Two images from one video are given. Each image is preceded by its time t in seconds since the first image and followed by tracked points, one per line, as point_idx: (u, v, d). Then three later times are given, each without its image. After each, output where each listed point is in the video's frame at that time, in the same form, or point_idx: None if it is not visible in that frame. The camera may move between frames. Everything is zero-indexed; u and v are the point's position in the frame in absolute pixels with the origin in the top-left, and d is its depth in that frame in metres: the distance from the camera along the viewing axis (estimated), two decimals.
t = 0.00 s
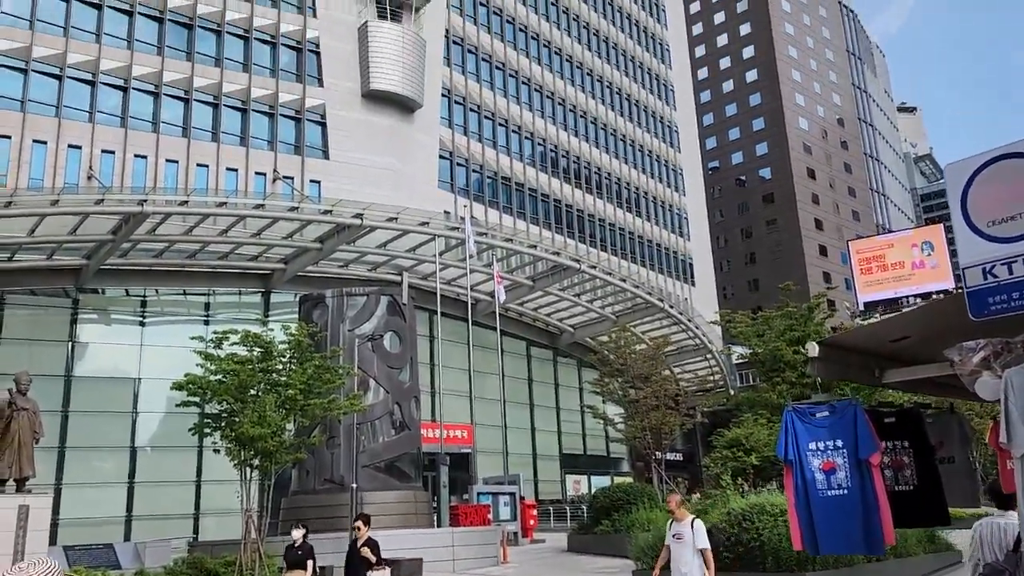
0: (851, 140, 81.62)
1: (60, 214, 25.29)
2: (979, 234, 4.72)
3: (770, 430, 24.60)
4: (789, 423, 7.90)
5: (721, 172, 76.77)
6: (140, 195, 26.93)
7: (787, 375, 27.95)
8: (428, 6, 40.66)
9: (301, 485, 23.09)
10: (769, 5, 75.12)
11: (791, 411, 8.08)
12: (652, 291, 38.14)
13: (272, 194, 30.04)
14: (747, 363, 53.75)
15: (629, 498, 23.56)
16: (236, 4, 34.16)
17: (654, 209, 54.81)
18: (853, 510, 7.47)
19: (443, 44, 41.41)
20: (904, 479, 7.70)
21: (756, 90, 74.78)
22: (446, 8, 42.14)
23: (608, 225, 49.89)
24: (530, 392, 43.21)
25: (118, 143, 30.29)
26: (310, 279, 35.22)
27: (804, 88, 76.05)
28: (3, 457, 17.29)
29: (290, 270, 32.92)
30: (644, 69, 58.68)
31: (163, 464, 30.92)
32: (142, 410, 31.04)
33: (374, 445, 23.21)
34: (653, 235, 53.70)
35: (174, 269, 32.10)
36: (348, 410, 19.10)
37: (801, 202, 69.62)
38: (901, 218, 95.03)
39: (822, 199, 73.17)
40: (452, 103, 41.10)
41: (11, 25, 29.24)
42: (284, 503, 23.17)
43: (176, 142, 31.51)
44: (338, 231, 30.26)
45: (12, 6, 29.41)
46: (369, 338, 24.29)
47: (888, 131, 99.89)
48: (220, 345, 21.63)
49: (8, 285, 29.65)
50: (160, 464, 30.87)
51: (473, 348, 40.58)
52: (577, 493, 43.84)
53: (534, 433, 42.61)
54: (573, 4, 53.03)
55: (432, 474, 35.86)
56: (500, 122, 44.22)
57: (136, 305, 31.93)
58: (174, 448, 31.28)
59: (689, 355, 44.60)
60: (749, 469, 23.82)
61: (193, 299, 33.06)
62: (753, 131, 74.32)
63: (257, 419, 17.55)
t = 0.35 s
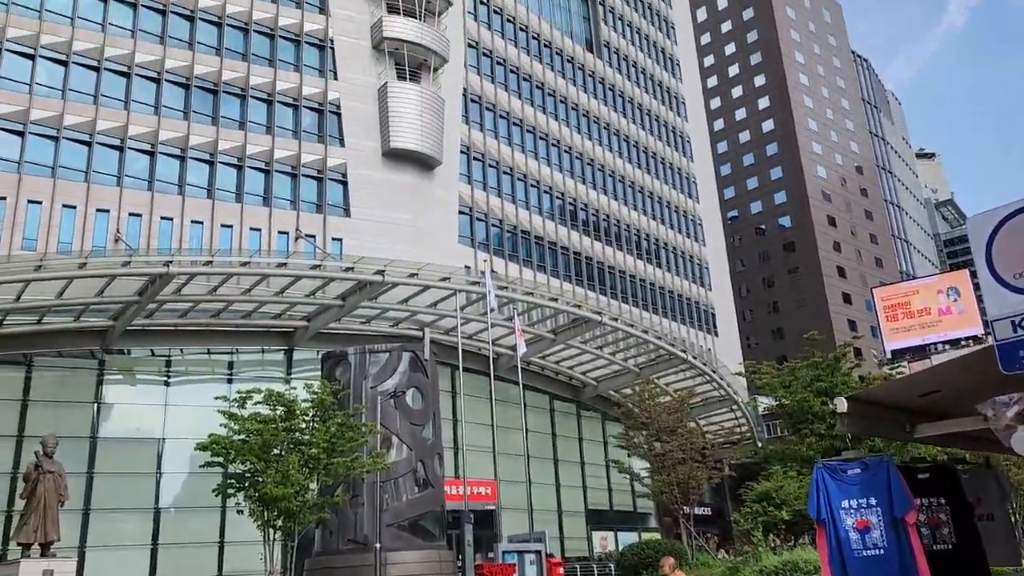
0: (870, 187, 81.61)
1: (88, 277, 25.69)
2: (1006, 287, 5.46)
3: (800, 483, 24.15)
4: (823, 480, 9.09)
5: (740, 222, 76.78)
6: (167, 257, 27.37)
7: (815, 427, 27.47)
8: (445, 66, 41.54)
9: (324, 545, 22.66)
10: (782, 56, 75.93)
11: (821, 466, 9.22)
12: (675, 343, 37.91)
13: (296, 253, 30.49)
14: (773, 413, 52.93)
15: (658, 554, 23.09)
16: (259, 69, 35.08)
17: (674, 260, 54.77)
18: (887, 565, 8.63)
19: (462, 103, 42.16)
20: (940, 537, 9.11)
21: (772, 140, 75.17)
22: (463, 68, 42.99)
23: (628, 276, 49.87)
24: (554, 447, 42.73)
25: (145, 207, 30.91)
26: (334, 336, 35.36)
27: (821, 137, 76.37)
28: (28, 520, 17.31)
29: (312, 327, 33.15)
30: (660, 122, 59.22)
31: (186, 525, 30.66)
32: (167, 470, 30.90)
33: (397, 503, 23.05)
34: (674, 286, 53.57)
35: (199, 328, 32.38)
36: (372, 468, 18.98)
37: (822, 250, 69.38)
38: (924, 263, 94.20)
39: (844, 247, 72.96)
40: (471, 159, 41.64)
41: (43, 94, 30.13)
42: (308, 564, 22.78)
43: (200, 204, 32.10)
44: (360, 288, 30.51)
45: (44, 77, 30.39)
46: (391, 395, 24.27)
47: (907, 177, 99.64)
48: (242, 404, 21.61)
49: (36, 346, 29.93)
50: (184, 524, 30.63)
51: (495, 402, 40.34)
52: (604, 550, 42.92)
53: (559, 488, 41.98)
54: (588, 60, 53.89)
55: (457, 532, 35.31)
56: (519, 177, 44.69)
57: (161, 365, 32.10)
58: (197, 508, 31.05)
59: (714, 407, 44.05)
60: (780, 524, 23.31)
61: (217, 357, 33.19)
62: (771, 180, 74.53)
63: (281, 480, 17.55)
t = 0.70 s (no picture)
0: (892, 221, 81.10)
1: (114, 327, 25.94)
2: None
3: (833, 524, 23.62)
4: (858, 526, 10.22)
5: (761, 258, 76.41)
6: (192, 306, 27.66)
7: (846, 467, 26.94)
8: (464, 111, 42.11)
9: None
10: (799, 93, 76.22)
11: (856, 510, 10.45)
12: (700, 382, 37.54)
13: (319, 300, 30.72)
14: (802, 452, 52.01)
15: None
16: (281, 119, 35.74)
17: (696, 298, 54.53)
18: None
19: (481, 147, 42.62)
20: None
21: (791, 176, 75.14)
22: (481, 113, 43.53)
23: (651, 316, 49.66)
24: (580, 490, 42.18)
25: (170, 256, 31.37)
26: (357, 381, 35.38)
27: (840, 172, 76.25)
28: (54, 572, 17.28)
29: (335, 373, 33.24)
30: (678, 161, 59.45)
31: None
32: (191, 520, 30.74)
33: (422, 550, 22.82)
34: (697, 324, 53.24)
35: (223, 376, 32.54)
36: (396, 515, 18.82)
37: (846, 286, 68.78)
38: (951, 297, 93.03)
39: (868, 281, 72.33)
40: (491, 203, 41.96)
41: (71, 149, 30.83)
42: None
43: (225, 252, 32.52)
44: (382, 332, 30.61)
45: (73, 132, 31.15)
46: (415, 441, 24.22)
47: (930, 211, 98.90)
48: (266, 451, 21.58)
49: (63, 397, 30.14)
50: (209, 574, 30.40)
51: (520, 446, 40.01)
52: None
53: (585, 533, 41.34)
54: (604, 102, 54.39)
55: None
56: (538, 219, 44.92)
57: (185, 413, 32.18)
58: (222, 558, 30.82)
59: (742, 447, 43.39)
60: (813, 567, 22.74)
61: (241, 405, 33.26)
62: (792, 216, 74.33)
63: (305, 528, 17.45)
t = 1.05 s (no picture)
0: (912, 247, 80.48)
1: (136, 365, 26.10)
2: None
3: (862, 556, 23.12)
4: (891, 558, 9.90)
5: (780, 286, 75.95)
6: (212, 343, 27.79)
7: (874, 497, 26.41)
8: (480, 146, 42.42)
9: None
10: (814, 121, 76.25)
11: (885, 542, 10.19)
12: (722, 412, 37.12)
13: (337, 335, 30.81)
14: (829, 482, 51.12)
15: None
16: (299, 157, 36.17)
17: (716, 327, 54.20)
18: None
19: (497, 181, 42.87)
20: None
21: (809, 203, 74.91)
22: (497, 147, 43.85)
23: (670, 346, 49.36)
24: (603, 524, 41.65)
25: (191, 294, 31.65)
26: (376, 416, 35.31)
27: (858, 199, 75.93)
28: None
29: (355, 408, 33.21)
30: (694, 191, 59.49)
31: None
32: (212, 558, 30.56)
33: None
34: (717, 354, 52.84)
35: (244, 414, 32.58)
36: (418, 551, 18.62)
37: (868, 312, 68.12)
38: (976, 322, 91.83)
39: (890, 308, 71.60)
40: (508, 235, 42.11)
41: (94, 191, 31.34)
42: None
43: (245, 289, 32.75)
44: (401, 367, 30.58)
45: (95, 174, 31.69)
46: (435, 475, 24.07)
47: (951, 236, 98.09)
48: (286, 488, 21.51)
49: (85, 436, 30.28)
50: None
51: (541, 479, 39.64)
52: None
53: (609, 567, 40.73)
54: (619, 134, 54.68)
55: None
56: (555, 251, 44.98)
57: (206, 451, 32.16)
58: None
59: (766, 478, 42.74)
60: None
61: (261, 442, 33.22)
62: (810, 244, 73.99)
63: (326, 566, 17.27)
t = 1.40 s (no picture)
0: (932, 275, 79.74)
1: (156, 400, 26.18)
2: None
3: None
4: None
5: (800, 316, 75.37)
6: (230, 378, 27.81)
7: (902, 531, 25.86)
8: (496, 179, 42.69)
9: None
10: (830, 150, 76.20)
11: None
12: (743, 444, 36.67)
13: (356, 370, 30.81)
14: (856, 516, 50.08)
15: None
16: (317, 193, 36.54)
17: (735, 358, 53.74)
18: None
19: (513, 213, 43.08)
20: None
21: (827, 232, 74.58)
22: (513, 180, 44.13)
23: (690, 377, 48.96)
24: (624, 559, 41.02)
25: (210, 330, 31.84)
26: (394, 450, 35.17)
27: (877, 227, 75.53)
28: None
29: (374, 443, 33.13)
30: (711, 221, 59.41)
31: None
32: None
33: None
34: (737, 384, 52.34)
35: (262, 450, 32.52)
36: None
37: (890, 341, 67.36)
38: (1000, 350, 90.55)
39: (912, 337, 70.82)
40: (524, 268, 42.17)
41: (116, 228, 31.78)
42: None
43: (263, 324, 32.92)
44: (419, 400, 30.53)
45: (117, 212, 32.16)
46: (454, 510, 23.88)
47: (972, 263, 97.15)
48: (305, 523, 21.34)
49: (105, 473, 30.31)
50: None
51: (561, 513, 39.20)
52: None
53: None
54: (634, 165, 54.90)
55: None
56: (572, 283, 44.91)
57: (225, 486, 32.10)
58: None
59: (790, 510, 42.02)
60: None
61: (280, 478, 33.12)
62: (829, 272, 73.55)
63: None
